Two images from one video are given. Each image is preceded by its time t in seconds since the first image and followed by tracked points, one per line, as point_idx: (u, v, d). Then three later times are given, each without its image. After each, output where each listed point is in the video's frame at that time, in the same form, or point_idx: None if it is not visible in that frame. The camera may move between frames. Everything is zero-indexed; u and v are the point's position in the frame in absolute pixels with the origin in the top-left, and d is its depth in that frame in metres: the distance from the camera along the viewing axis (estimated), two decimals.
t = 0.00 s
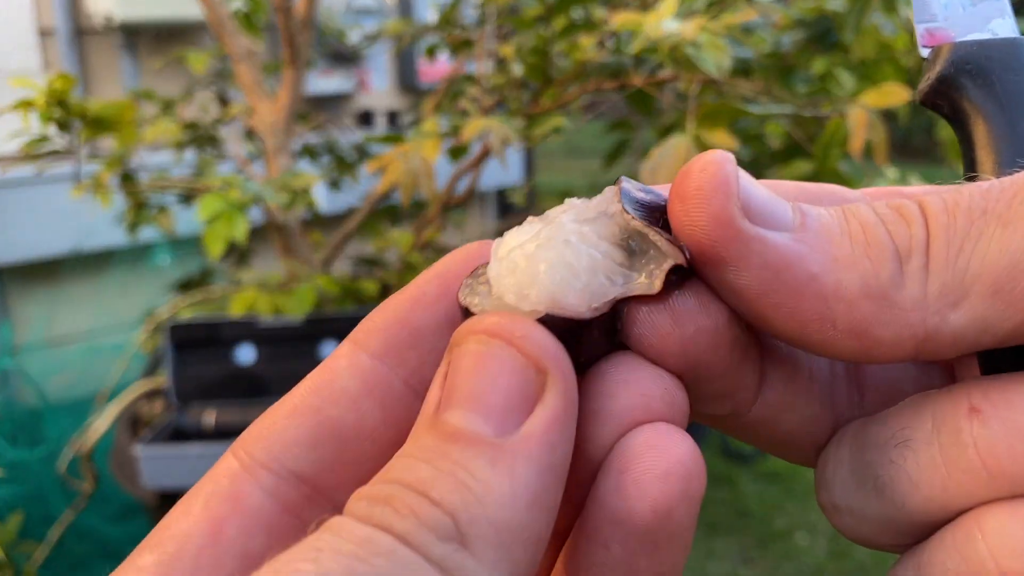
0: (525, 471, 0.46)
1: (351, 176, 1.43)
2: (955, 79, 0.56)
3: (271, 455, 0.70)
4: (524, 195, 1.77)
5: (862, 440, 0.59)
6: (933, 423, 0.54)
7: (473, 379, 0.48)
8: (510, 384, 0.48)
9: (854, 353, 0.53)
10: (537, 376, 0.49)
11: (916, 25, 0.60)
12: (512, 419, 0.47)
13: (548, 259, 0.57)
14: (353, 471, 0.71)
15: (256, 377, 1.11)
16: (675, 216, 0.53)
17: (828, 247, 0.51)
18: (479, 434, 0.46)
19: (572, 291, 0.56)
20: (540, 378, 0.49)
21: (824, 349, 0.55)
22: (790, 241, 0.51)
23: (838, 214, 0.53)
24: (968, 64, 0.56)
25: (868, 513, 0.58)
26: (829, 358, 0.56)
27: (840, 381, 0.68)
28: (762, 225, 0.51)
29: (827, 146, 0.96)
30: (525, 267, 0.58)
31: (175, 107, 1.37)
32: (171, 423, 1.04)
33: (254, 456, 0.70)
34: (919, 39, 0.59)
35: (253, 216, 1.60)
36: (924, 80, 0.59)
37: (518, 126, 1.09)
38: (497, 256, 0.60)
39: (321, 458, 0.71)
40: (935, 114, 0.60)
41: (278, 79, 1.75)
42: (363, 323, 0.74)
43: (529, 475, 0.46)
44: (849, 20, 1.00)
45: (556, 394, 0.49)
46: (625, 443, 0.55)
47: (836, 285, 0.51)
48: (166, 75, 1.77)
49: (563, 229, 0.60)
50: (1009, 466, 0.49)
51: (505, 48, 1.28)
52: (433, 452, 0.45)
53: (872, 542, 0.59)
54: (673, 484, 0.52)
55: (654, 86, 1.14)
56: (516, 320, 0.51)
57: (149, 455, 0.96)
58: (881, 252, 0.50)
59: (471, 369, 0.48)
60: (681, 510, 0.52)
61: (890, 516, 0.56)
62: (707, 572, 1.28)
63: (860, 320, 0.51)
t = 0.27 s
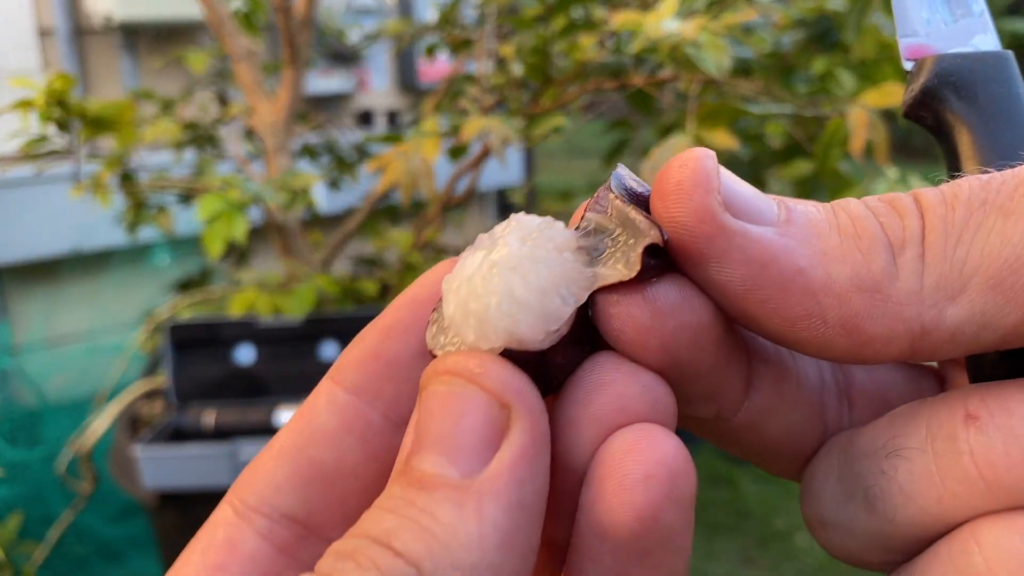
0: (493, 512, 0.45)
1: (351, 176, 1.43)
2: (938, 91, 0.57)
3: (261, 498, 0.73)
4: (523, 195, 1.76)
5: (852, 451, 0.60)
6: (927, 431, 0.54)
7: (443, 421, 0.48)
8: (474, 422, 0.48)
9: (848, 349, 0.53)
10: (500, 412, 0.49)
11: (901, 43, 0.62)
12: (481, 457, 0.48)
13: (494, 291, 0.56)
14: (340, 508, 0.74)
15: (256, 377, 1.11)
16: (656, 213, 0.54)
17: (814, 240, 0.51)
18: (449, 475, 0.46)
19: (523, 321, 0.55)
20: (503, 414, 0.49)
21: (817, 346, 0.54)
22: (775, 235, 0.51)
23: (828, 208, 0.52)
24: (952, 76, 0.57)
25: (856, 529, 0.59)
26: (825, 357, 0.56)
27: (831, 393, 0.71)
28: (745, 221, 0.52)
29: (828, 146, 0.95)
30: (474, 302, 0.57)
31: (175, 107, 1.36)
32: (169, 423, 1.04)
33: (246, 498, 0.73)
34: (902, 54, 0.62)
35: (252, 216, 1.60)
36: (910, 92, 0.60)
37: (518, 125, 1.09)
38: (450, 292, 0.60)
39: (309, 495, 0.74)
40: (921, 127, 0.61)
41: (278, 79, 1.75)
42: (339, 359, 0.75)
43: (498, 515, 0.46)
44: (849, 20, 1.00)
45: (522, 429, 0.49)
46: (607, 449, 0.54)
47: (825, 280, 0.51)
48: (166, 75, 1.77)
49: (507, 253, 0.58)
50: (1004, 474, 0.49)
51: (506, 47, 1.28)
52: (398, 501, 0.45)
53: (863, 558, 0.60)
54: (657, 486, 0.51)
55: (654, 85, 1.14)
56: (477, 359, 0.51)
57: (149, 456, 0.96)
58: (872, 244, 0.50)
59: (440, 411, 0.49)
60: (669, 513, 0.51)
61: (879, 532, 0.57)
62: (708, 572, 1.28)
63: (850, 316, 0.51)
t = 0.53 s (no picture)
0: (488, 562, 0.46)
1: (350, 176, 1.43)
2: (931, 127, 0.57)
3: (239, 547, 0.71)
4: (524, 195, 1.76)
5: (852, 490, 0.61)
6: (917, 466, 0.54)
7: (438, 475, 0.48)
8: (467, 473, 0.49)
9: (836, 379, 0.53)
10: (494, 465, 0.50)
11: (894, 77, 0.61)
12: (477, 510, 0.48)
13: (473, 349, 0.55)
14: (322, 552, 0.74)
15: (256, 376, 1.10)
16: (646, 242, 0.54)
17: (802, 270, 0.51)
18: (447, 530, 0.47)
19: (510, 376, 0.55)
20: (497, 464, 0.50)
21: (806, 376, 0.54)
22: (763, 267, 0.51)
23: (818, 239, 0.53)
24: (945, 113, 0.57)
25: (848, 560, 0.60)
26: (815, 387, 0.55)
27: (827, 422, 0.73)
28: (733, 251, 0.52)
29: (829, 146, 0.95)
30: (454, 361, 0.56)
31: (175, 106, 1.36)
32: (169, 424, 1.04)
33: (225, 548, 0.72)
34: (896, 88, 0.61)
35: (251, 216, 1.60)
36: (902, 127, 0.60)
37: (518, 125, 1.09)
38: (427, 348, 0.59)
39: (290, 538, 0.72)
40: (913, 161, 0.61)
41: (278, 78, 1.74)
42: (306, 402, 0.73)
43: (495, 562, 0.46)
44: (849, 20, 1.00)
45: (516, 478, 0.49)
46: (602, 480, 0.54)
47: (813, 311, 0.51)
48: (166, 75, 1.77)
49: (479, 306, 0.57)
50: (993, 510, 0.48)
51: (505, 47, 1.28)
52: (395, 556, 0.46)
53: None
54: (655, 513, 0.50)
55: (654, 85, 1.14)
56: (468, 408, 0.52)
57: (149, 457, 0.96)
58: (861, 275, 0.50)
59: (436, 463, 0.49)
60: (669, 540, 0.51)
61: (870, 563, 0.58)
62: (708, 572, 1.28)
63: (838, 348, 0.51)
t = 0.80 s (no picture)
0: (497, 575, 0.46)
1: (350, 175, 1.43)
2: (964, 158, 0.56)
3: (236, 558, 0.70)
4: (523, 195, 1.76)
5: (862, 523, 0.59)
6: (931, 499, 0.52)
7: (450, 488, 0.49)
8: (480, 489, 0.49)
9: (866, 398, 0.53)
10: (505, 480, 0.50)
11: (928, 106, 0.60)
12: (487, 524, 0.48)
13: (495, 369, 0.55)
14: (321, 561, 0.73)
15: (256, 376, 1.11)
16: (682, 260, 0.56)
17: (830, 288, 0.52)
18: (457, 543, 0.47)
19: (531, 397, 0.55)
20: (508, 480, 0.50)
21: (836, 395, 0.54)
22: (793, 280, 0.52)
23: (847, 262, 0.54)
24: (978, 144, 0.56)
25: None
26: (847, 411, 0.55)
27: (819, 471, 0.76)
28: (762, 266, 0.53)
29: (829, 145, 0.95)
30: (475, 379, 0.56)
31: (174, 106, 1.36)
32: (169, 424, 1.04)
33: (221, 559, 0.71)
34: (930, 119, 0.60)
35: (251, 216, 1.60)
36: (936, 157, 0.59)
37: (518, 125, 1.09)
38: (445, 364, 0.59)
39: (291, 546, 0.72)
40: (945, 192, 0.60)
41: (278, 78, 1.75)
42: (306, 411, 0.73)
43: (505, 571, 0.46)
44: (849, 20, 1.00)
45: (526, 494, 0.50)
46: (611, 499, 0.54)
47: (841, 326, 0.51)
48: (167, 75, 1.78)
49: (502, 325, 0.57)
50: (1005, 540, 0.46)
51: (505, 47, 1.28)
52: (405, 569, 0.46)
53: None
54: (665, 534, 0.50)
55: (654, 85, 1.14)
56: (481, 423, 0.52)
57: (150, 456, 0.96)
58: (885, 292, 0.50)
59: (446, 477, 0.49)
60: (677, 562, 0.50)
61: None
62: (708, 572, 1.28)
63: (866, 364, 0.51)
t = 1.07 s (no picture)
0: (512, 560, 0.46)
1: (350, 175, 1.43)
2: (966, 212, 0.61)
3: (244, 548, 0.70)
4: (524, 195, 1.76)
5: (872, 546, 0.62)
6: (940, 530, 0.56)
7: (463, 470, 0.48)
8: (496, 470, 0.49)
9: (879, 449, 0.57)
10: (519, 460, 0.50)
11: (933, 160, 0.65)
12: (501, 507, 0.48)
13: (509, 348, 0.55)
14: (330, 550, 0.73)
15: (255, 376, 1.11)
16: (710, 297, 0.60)
17: (850, 338, 0.57)
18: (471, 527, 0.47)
19: (545, 375, 0.55)
20: (524, 462, 0.50)
21: (848, 444, 0.58)
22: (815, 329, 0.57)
23: (868, 319, 0.58)
24: (982, 197, 0.60)
25: None
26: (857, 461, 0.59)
27: (812, 488, 0.76)
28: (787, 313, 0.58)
29: (828, 144, 0.95)
30: (489, 358, 0.56)
31: (174, 106, 1.36)
32: (169, 424, 1.03)
33: (230, 549, 0.70)
34: (935, 171, 0.65)
35: (251, 216, 1.60)
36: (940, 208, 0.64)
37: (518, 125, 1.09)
38: (457, 345, 0.59)
39: (297, 536, 0.71)
40: (948, 242, 0.64)
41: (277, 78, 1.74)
42: (316, 399, 0.72)
43: (519, 560, 0.46)
44: (849, 20, 1.00)
45: (542, 476, 0.49)
46: (625, 481, 0.54)
47: (859, 376, 0.55)
48: (167, 75, 1.77)
49: (515, 305, 0.57)
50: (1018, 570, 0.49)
51: (505, 47, 1.28)
52: (418, 551, 0.46)
53: None
54: (680, 516, 0.50)
55: (654, 85, 1.14)
56: (495, 403, 0.52)
57: (150, 456, 0.96)
58: (905, 347, 0.54)
59: (460, 459, 0.49)
60: (692, 545, 0.51)
61: None
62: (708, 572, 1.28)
63: (881, 414, 0.55)
